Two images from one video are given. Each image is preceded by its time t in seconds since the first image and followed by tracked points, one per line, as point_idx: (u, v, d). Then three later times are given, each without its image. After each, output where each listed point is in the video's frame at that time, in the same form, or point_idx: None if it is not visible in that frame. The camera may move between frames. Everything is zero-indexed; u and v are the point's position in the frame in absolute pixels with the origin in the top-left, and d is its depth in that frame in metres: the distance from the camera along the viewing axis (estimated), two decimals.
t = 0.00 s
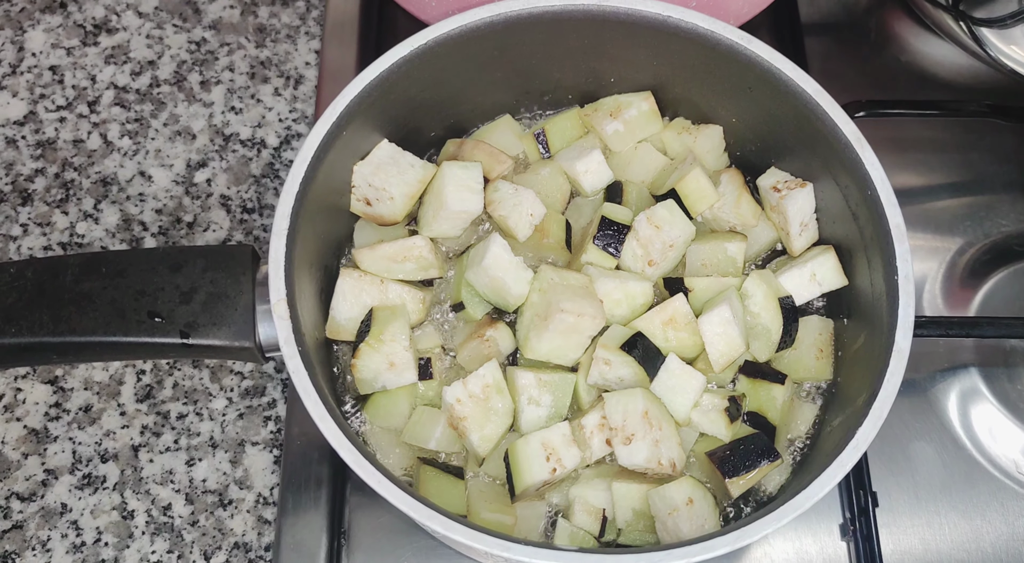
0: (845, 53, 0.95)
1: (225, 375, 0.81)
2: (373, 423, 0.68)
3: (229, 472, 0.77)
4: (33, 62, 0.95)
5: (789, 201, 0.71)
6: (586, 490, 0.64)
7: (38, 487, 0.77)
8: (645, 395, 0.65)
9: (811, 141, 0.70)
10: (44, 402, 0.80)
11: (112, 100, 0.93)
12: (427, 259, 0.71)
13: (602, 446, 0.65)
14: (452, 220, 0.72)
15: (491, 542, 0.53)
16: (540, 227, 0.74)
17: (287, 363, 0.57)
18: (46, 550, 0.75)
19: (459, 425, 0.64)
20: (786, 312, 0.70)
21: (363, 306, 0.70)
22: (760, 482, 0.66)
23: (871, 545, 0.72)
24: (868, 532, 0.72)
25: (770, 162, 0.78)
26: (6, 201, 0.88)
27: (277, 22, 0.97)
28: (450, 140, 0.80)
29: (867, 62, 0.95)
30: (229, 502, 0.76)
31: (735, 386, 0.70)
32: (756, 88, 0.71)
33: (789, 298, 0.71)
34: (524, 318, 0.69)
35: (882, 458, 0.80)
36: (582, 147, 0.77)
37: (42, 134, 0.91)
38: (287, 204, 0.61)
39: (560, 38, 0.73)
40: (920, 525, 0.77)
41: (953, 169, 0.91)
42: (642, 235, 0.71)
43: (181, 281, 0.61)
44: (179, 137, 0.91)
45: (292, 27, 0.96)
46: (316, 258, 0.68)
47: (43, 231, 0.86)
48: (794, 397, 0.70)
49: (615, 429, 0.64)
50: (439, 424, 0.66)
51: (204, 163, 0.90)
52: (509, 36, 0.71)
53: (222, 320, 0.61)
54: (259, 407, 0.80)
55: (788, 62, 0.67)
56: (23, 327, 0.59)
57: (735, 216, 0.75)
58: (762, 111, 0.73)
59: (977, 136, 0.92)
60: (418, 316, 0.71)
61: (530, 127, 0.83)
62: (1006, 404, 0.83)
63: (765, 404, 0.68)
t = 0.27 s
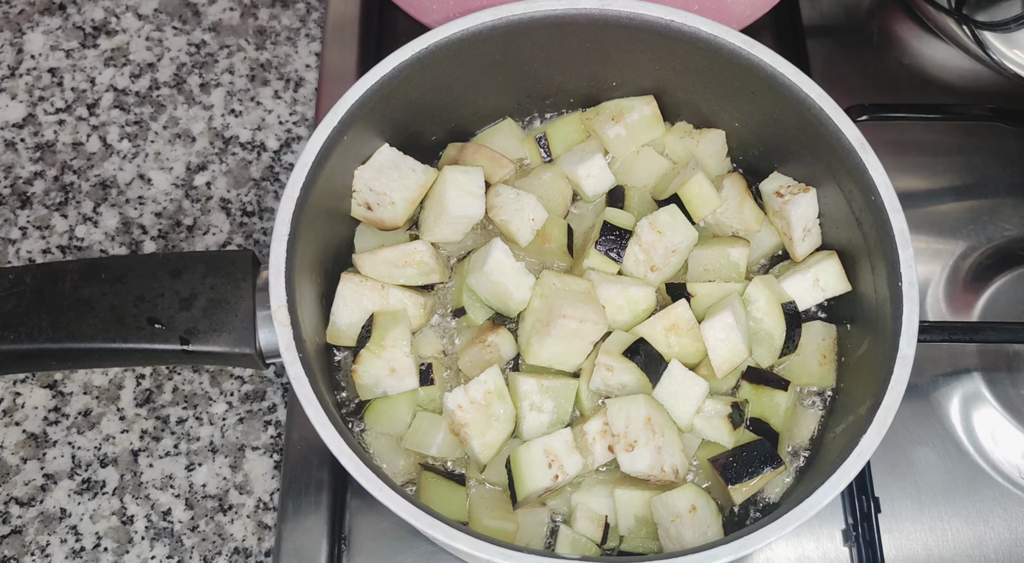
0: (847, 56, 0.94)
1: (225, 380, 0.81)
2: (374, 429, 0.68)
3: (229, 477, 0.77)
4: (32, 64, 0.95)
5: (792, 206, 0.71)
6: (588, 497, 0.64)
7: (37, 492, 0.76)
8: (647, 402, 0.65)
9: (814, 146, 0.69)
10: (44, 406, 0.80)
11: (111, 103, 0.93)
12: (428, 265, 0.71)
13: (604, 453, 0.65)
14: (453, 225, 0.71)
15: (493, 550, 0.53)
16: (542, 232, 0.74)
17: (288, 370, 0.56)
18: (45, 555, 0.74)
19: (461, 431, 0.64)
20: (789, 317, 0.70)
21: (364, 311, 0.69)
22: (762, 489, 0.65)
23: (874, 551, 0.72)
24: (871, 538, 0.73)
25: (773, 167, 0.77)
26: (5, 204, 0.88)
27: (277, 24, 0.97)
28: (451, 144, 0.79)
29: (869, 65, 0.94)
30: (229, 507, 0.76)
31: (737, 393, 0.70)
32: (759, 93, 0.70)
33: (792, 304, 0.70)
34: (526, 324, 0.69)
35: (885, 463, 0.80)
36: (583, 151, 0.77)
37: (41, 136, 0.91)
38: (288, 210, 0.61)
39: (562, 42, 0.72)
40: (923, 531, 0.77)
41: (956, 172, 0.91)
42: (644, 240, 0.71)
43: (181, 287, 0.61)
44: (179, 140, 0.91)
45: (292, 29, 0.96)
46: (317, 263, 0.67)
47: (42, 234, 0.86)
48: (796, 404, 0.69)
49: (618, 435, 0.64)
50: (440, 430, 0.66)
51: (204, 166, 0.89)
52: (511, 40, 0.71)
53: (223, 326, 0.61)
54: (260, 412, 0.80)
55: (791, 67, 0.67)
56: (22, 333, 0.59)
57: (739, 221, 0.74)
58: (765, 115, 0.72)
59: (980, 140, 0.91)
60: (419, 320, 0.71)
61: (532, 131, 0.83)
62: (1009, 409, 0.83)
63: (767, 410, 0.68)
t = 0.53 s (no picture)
0: (849, 55, 0.95)
1: (227, 377, 0.81)
2: (378, 427, 0.68)
3: (231, 474, 0.77)
4: (35, 62, 0.95)
5: (795, 205, 0.71)
6: (591, 494, 0.64)
7: (40, 489, 0.76)
8: (651, 399, 0.65)
9: (817, 144, 0.69)
10: (47, 404, 0.80)
11: (114, 101, 0.93)
12: (431, 262, 0.71)
13: (608, 450, 0.65)
14: (456, 223, 0.72)
15: (497, 547, 0.53)
16: (545, 230, 0.74)
17: (293, 367, 0.56)
18: (48, 553, 0.75)
19: (464, 428, 0.64)
20: (792, 315, 0.70)
21: (367, 309, 0.69)
22: (766, 486, 0.66)
23: (876, 549, 0.73)
24: (873, 535, 0.73)
25: (775, 165, 0.77)
26: (8, 202, 0.88)
27: (280, 22, 0.97)
28: (454, 142, 0.79)
29: (871, 64, 0.95)
30: (232, 505, 0.76)
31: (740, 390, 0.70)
32: (761, 91, 0.70)
33: (795, 302, 0.71)
34: (529, 322, 0.69)
35: (887, 461, 0.80)
36: (586, 150, 0.77)
37: (44, 134, 0.91)
38: (292, 207, 0.61)
39: (565, 40, 0.72)
40: (925, 528, 0.77)
41: (957, 171, 0.91)
42: (647, 238, 0.71)
43: (185, 284, 0.61)
44: (181, 138, 0.91)
45: (294, 27, 0.96)
46: (320, 260, 0.67)
47: (45, 232, 0.86)
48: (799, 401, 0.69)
49: (621, 433, 0.64)
50: (444, 428, 0.66)
51: (207, 164, 0.89)
52: (515, 38, 0.71)
53: (227, 324, 0.61)
54: (262, 410, 0.80)
55: (794, 65, 0.67)
56: (26, 330, 0.59)
57: (741, 219, 0.74)
58: (768, 114, 0.73)
59: (981, 139, 0.92)
60: (422, 319, 0.71)
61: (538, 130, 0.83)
62: (1011, 407, 0.83)
63: (770, 408, 0.68)
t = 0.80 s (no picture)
0: (828, 51, 0.95)
1: (210, 376, 0.82)
2: (354, 422, 0.68)
3: (214, 472, 0.78)
4: (21, 66, 0.96)
5: (766, 198, 0.73)
6: (564, 487, 0.65)
7: (25, 488, 0.77)
8: (622, 392, 0.66)
9: (787, 138, 0.70)
10: (32, 404, 0.81)
11: (99, 104, 0.94)
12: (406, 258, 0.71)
13: (580, 443, 0.65)
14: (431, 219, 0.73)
15: (464, 538, 0.53)
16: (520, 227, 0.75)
17: (263, 361, 0.57)
18: (33, 551, 0.75)
19: (437, 422, 0.65)
20: (764, 309, 0.71)
21: (343, 306, 0.70)
22: (737, 478, 0.66)
23: (853, 541, 0.72)
24: (850, 527, 0.73)
25: (749, 159, 0.78)
26: None
27: (263, 24, 0.97)
28: (431, 140, 0.81)
29: (849, 60, 0.95)
30: (214, 502, 0.77)
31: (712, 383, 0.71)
32: (732, 86, 0.71)
33: (767, 296, 0.71)
34: (503, 316, 0.70)
35: (865, 454, 0.80)
36: (560, 147, 0.78)
37: (30, 137, 0.92)
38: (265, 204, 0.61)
39: (538, 37, 0.73)
40: (902, 520, 0.78)
41: (935, 165, 0.91)
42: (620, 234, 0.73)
43: (160, 282, 0.62)
44: (166, 140, 0.92)
45: (278, 29, 0.97)
46: (296, 258, 0.68)
47: (31, 234, 0.87)
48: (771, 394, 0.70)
49: (593, 426, 0.65)
50: (418, 421, 0.66)
51: (191, 165, 0.90)
52: (487, 37, 0.71)
53: (201, 320, 0.62)
54: (245, 408, 0.80)
55: (762, 60, 0.68)
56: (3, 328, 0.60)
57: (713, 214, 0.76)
58: (740, 109, 0.73)
59: (960, 133, 0.92)
60: (397, 315, 0.71)
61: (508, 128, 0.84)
62: (990, 399, 0.83)
63: (742, 400, 0.68)
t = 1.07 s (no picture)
0: (828, 51, 0.95)
1: (210, 376, 0.82)
2: (353, 423, 0.68)
3: (214, 472, 0.78)
4: (21, 67, 0.96)
5: (765, 199, 0.72)
6: (563, 488, 0.65)
7: (25, 489, 0.77)
8: (622, 393, 0.66)
9: (787, 139, 0.70)
10: (31, 404, 0.81)
11: (99, 105, 0.94)
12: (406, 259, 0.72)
13: (580, 443, 0.65)
14: (430, 220, 0.73)
15: (464, 539, 0.53)
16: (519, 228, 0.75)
17: (262, 362, 0.57)
18: (33, 552, 0.75)
19: (436, 423, 0.65)
20: (764, 310, 0.72)
21: (342, 306, 0.70)
22: (737, 478, 0.66)
23: (853, 542, 0.72)
24: (850, 528, 0.73)
25: (748, 160, 0.78)
26: None
27: (263, 25, 0.97)
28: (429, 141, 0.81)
29: (849, 59, 0.95)
30: (214, 502, 0.77)
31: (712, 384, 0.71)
32: (731, 86, 0.71)
33: (767, 296, 0.72)
34: (503, 317, 0.70)
35: (865, 454, 0.80)
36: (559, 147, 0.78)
37: (30, 138, 0.92)
38: (264, 205, 0.61)
39: (537, 38, 0.73)
40: (902, 520, 0.78)
41: (935, 165, 0.91)
42: (620, 235, 0.72)
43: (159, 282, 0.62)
44: (165, 140, 0.92)
45: (277, 30, 0.97)
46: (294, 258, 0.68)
47: (30, 235, 0.87)
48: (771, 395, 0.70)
49: (592, 427, 0.64)
50: (418, 422, 0.67)
51: (190, 166, 0.90)
52: (486, 37, 0.71)
53: (200, 321, 0.62)
54: (245, 408, 0.80)
55: (762, 60, 0.67)
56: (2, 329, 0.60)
57: (713, 214, 0.76)
58: (739, 109, 0.73)
59: (960, 133, 0.92)
60: (397, 316, 0.72)
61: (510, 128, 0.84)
62: (990, 399, 0.83)
63: (742, 401, 0.68)
